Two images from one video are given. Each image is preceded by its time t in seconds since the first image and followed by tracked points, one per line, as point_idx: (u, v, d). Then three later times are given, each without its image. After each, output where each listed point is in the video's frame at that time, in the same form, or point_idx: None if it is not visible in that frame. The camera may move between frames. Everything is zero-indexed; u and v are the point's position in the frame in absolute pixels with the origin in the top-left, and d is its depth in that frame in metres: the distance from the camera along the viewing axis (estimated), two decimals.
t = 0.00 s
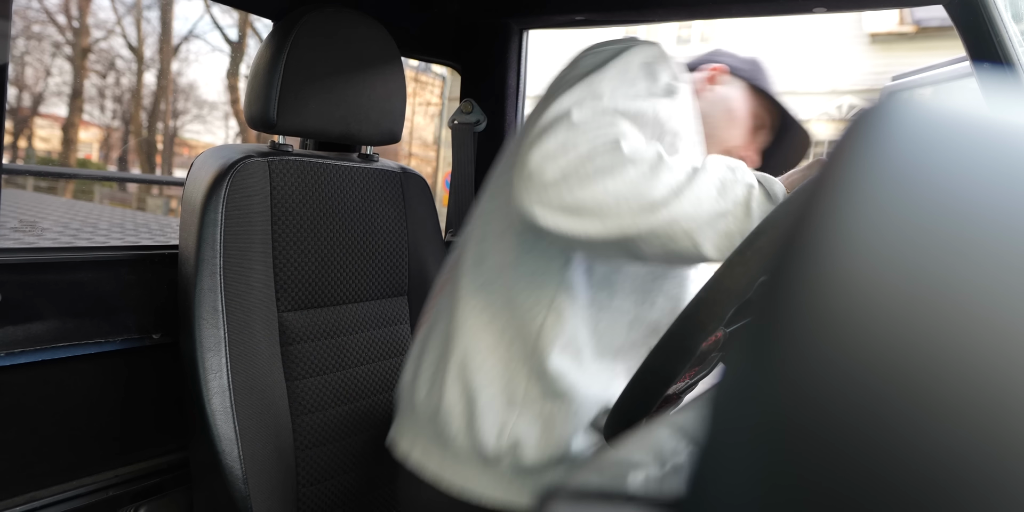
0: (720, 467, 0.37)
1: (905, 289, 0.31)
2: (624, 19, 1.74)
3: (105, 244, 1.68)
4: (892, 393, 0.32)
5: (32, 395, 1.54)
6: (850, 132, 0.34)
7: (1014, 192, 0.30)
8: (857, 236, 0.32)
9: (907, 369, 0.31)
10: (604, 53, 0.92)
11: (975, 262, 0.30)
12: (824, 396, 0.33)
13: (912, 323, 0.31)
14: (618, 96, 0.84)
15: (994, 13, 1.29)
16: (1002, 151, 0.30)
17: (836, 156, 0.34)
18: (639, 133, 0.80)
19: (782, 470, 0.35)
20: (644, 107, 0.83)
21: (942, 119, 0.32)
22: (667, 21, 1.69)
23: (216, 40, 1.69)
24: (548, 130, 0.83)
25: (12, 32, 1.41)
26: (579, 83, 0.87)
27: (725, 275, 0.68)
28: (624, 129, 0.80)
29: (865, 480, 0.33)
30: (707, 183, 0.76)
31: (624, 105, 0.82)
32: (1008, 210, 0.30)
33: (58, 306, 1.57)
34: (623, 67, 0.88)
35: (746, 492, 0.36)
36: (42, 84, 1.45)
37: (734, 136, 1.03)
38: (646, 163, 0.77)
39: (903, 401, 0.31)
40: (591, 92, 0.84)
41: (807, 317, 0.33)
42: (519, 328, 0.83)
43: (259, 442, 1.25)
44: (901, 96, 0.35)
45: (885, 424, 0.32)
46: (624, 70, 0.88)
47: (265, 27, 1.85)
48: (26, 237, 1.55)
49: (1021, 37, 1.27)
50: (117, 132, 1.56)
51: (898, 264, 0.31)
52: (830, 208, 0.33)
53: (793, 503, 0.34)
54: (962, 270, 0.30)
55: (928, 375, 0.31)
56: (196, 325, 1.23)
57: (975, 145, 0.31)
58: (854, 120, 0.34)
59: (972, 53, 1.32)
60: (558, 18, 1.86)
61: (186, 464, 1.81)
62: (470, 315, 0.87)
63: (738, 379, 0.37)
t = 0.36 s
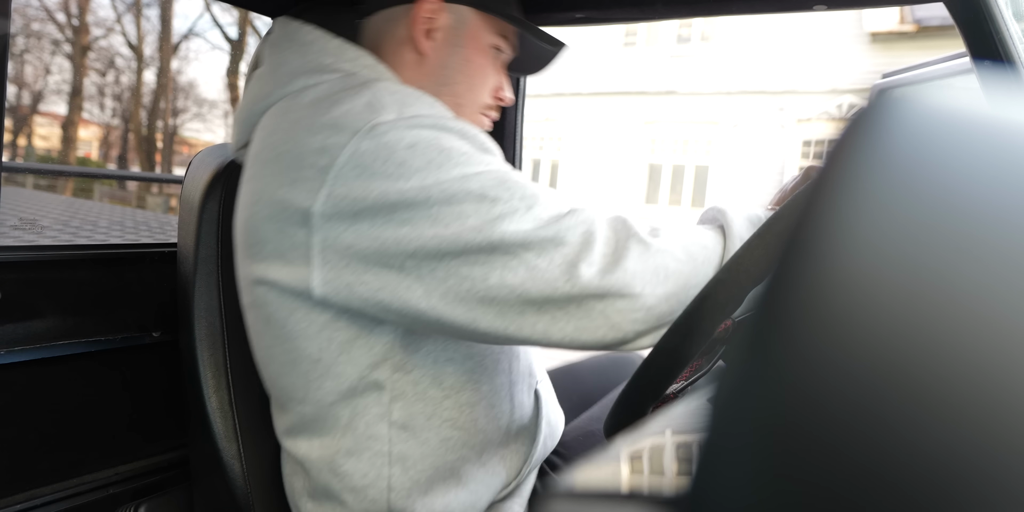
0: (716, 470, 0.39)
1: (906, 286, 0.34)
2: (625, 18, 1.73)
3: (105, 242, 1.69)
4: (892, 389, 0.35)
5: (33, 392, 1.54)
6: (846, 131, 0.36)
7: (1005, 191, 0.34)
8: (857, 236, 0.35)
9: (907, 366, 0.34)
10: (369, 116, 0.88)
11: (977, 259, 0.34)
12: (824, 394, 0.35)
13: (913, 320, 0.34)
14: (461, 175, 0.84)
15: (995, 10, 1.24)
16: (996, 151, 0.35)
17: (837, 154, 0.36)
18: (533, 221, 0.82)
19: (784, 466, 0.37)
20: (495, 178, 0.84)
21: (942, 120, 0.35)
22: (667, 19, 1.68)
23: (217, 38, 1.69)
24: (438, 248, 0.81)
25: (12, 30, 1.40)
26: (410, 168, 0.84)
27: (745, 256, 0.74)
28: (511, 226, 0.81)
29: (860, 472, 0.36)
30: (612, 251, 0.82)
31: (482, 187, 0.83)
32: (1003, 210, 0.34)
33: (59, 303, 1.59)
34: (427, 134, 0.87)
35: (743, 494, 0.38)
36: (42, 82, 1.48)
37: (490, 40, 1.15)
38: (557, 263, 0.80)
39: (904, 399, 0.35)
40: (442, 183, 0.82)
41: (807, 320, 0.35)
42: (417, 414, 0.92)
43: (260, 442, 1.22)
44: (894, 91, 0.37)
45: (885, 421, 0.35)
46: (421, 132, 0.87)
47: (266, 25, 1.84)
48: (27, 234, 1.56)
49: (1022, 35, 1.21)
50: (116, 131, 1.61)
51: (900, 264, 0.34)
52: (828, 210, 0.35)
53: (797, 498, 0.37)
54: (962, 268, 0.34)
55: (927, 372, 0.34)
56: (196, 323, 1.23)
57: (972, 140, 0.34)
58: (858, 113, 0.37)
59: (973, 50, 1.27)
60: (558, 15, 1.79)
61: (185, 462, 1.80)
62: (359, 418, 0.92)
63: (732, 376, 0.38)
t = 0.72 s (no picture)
0: (718, 474, 0.35)
1: (910, 286, 0.30)
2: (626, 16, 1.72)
3: (106, 242, 1.70)
4: (897, 395, 0.31)
5: (33, 393, 1.54)
6: (847, 127, 0.33)
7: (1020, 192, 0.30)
8: (857, 233, 0.31)
9: (912, 371, 0.31)
10: (338, 157, 0.92)
11: (982, 258, 0.30)
12: (825, 398, 0.32)
13: (919, 322, 0.30)
14: (437, 221, 0.88)
15: (995, 9, 1.21)
16: (1004, 147, 0.31)
17: (837, 152, 0.33)
18: (509, 266, 0.86)
19: (785, 478, 0.33)
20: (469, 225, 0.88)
21: (944, 113, 0.31)
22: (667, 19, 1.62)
23: (217, 39, 1.69)
24: (413, 295, 0.87)
25: (11, 30, 1.39)
26: (383, 215, 0.89)
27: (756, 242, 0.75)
28: (484, 275, 0.86)
29: (863, 482, 0.32)
30: (593, 290, 0.86)
31: (461, 235, 0.87)
32: (1013, 207, 0.30)
33: (58, 303, 1.60)
34: (399, 178, 0.91)
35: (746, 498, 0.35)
36: (42, 82, 1.49)
37: None
38: (533, 308, 0.85)
39: (910, 405, 0.31)
40: (415, 233, 0.87)
41: (808, 322, 0.32)
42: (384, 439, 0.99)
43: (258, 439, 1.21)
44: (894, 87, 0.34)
45: (887, 426, 0.32)
46: (394, 174, 0.91)
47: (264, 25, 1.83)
48: (26, 234, 1.56)
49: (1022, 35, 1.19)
50: (116, 131, 1.63)
51: (905, 262, 0.31)
52: (829, 208, 0.32)
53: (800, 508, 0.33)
54: (967, 268, 0.30)
55: (932, 377, 0.31)
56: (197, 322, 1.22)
57: (976, 141, 0.30)
58: (855, 113, 0.33)
59: (974, 49, 1.25)
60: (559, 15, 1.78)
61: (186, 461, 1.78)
62: (326, 443, 0.99)
63: (732, 377, 0.35)
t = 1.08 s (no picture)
0: (719, 474, 0.34)
1: (907, 284, 0.30)
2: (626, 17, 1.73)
3: (106, 242, 1.68)
4: (893, 392, 0.31)
5: (33, 393, 1.54)
6: (846, 128, 0.33)
7: (1020, 189, 0.30)
8: (856, 232, 0.31)
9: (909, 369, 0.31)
10: (333, 157, 1.09)
11: (981, 257, 0.30)
12: (824, 396, 0.32)
13: (915, 320, 0.30)
14: (415, 218, 1.03)
15: (997, 8, 1.24)
16: (1003, 144, 0.30)
17: (835, 152, 0.32)
18: (476, 260, 1.01)
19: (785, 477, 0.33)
20: (445, 223, 1.02)
21: (946, 111, 0.31)
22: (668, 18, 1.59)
23: (217, 39, 1.67)
24: (393, 282, 1.04)
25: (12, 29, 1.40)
26: (368, 211, 1.05)
27: (743, 256, 0.85)
28: (456, 269, 1.01)
29: (864, 481, 0.32)
30: (562, 286, 1.01)
31: (436, 231, 1.01)
32: (1013, 205, 0.30)
33: (59, 303, 1.58)
34: (383, 179, 1.06)
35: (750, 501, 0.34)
36: (42, 82, 1.51)
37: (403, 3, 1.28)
38: (504, 301, 1.01)
39: (907, 402, 0.31)
40: (394, 228, 1.03)
41: (807, 317, 0.32)
42: (375, 407, 1.15)
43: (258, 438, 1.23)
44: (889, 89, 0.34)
45: (886, 424, 0.31)
46: (381, 176, 1.07)
47: (266, 26, 1.77)
48: (27, 234, 1.56)
49: None
50: (117, 131, 1.65)
51: (902, 260, 0.30)
52: (829, 208, 0.32)
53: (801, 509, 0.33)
54: (966, 266, 0.30)
55: (931, 374, 0.31)
56: (196, 323, 1.23)
57: (976, 140, 0.30)
58: (854, 114, 0.33)
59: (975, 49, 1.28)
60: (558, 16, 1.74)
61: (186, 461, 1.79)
62: (325, 410, 1.17)
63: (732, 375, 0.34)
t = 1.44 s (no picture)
0: (718, 476, 0.34)
1: (907, 285, 0.30)
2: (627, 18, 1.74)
3: (106, 243, 1.66)
4: (893, 394, 0.31)
5: (33, 393, 1.54)
6: (845, 128, 0.33)
7: (1020, 190, 0.30)
8: (856, 232, 0.31)
9: (909, 370, 0.31)
10: (326, 157, 1.13)
11: (982, 258, 0.30)
12: (824, 396, 0.32)
13: (916, 321, 0.30)
14: (397, 211, 1.06)
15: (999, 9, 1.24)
16: (1003, 146, 0.30)
17: (836, 151, 0.32)
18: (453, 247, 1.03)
19: (785, 477, 0.33)
20: (423, 213, 1.05)
21: (948, 112, 0.31)
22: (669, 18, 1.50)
23: (217, 39, 1.69)
24: (379, 272, 1.08)
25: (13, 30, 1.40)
26: (356, 207, 1.09)
27: (743, 260, 0.85)
28: (434, 257, 1.04)
29: (864, 482, 0.32)
30: (533, 271, 1.01)
31: (415, 223, 1.04)
32: (1014, 206, 0.30)
33: (59, 304, 1.57)
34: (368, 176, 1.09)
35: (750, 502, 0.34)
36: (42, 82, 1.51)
37: (462, 40, 1.28)
38: (477, 286, 1.02)
39: (906, 403, 0.31)
40: (378, 221, 1.07)
41: (807, 316, 0.32)
42: (381, 396, 1.19)
43: (257, 439, 1.24)
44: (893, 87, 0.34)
45: (885, 425, 0.31)
46: (367, 172, 1.10)
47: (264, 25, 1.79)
48: (27, 236, 1.53)
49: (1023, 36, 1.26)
50: (117, 131, 1.68)
51: (903, 260, 0.30)
52: (829, 208, 0.32)
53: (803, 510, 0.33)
54: (967, 267, 0.30)
55: (931, 374, 0.30)
56: (197, 322, 1.22)
57: (977, 141, 0.30)
58: (854, 114, 0.33)
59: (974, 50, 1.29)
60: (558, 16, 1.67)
61: (186, 462, 1.79)
62: (340, 394, 1.22)
63: (732, 373, 0.34)
